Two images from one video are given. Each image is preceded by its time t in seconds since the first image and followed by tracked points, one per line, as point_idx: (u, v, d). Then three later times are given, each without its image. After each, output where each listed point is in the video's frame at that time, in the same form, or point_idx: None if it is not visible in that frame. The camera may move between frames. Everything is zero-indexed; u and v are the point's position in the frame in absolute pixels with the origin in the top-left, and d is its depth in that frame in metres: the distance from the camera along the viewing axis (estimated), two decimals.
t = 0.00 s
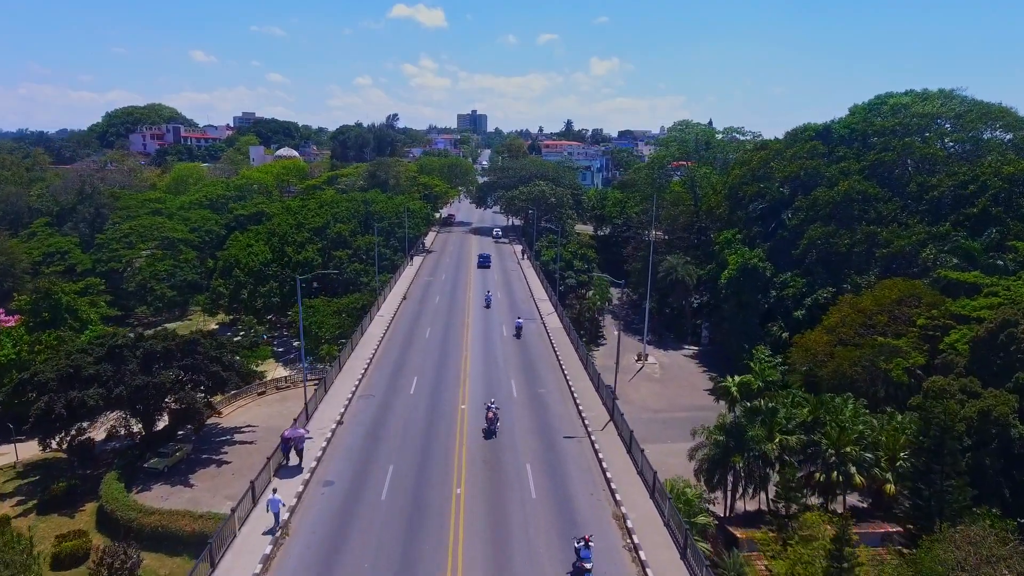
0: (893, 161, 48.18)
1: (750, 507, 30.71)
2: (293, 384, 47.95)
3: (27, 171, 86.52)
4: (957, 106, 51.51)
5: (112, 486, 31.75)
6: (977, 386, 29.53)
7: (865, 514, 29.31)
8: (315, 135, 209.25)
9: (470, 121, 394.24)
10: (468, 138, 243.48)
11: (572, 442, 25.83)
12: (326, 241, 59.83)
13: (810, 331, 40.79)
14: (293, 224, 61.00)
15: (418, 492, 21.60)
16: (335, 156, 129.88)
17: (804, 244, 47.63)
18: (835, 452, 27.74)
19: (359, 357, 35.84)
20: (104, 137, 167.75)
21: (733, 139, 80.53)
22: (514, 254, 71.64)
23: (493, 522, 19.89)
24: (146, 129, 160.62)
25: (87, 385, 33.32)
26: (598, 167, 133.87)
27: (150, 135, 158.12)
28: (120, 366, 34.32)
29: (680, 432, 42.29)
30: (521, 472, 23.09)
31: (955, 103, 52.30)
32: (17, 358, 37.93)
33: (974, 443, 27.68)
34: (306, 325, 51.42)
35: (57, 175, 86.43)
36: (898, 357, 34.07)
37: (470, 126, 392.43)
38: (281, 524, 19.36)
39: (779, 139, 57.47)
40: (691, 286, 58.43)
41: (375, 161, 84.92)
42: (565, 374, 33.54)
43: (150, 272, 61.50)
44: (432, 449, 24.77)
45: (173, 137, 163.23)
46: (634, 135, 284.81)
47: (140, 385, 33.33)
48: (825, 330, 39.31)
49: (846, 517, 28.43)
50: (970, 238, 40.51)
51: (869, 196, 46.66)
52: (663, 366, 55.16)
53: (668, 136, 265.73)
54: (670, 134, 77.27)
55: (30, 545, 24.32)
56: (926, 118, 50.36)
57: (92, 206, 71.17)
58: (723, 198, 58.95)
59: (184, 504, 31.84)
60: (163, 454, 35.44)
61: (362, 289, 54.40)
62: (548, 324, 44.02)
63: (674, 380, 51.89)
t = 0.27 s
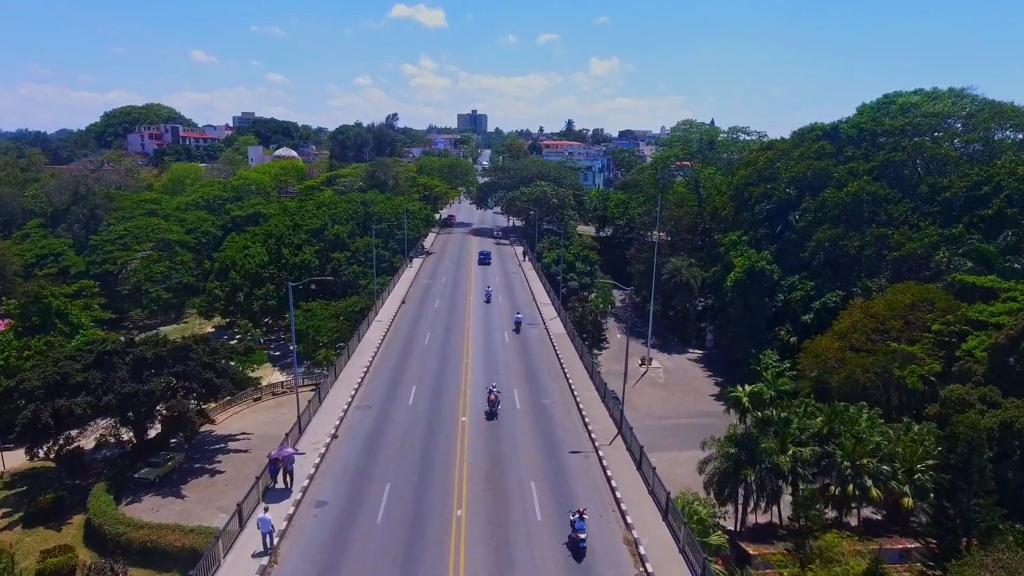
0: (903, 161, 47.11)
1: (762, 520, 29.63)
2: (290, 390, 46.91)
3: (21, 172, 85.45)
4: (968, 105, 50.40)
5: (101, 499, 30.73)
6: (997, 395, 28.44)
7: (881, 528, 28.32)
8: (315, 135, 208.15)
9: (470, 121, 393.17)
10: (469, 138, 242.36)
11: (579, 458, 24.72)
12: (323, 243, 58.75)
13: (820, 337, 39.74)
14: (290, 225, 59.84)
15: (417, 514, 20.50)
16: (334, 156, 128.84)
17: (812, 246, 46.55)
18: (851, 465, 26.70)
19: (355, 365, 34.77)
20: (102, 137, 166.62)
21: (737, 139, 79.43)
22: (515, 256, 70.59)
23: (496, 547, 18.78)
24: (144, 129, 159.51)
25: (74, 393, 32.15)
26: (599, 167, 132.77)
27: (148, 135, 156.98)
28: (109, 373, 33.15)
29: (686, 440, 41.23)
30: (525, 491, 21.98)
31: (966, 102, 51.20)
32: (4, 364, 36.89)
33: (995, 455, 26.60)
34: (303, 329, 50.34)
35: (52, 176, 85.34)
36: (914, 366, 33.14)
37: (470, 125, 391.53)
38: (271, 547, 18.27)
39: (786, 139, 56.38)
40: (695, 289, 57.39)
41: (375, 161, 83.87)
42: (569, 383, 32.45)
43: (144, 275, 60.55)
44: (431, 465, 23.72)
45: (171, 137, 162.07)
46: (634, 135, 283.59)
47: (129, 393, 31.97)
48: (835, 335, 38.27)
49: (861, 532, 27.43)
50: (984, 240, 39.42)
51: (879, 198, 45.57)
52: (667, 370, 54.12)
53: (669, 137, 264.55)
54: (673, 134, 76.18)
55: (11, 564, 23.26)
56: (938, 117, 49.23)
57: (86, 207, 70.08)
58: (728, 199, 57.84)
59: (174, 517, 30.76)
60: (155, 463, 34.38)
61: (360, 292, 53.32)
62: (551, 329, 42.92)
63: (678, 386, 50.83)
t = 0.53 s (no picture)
0: (914, 162, 46.00)
1: (773, 533, 28.54)
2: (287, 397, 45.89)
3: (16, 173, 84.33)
4: (981, 104, 49.24)
5: (87, 512, 29.61)
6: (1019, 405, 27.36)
7: (899, 545, 27.22)
8: (314, 135, 207.01)
9: (470, 121, 392.05)
10: (469, 138, 241.17)
11: (586, 475, 23.64)
12: (321, 245, 57.63)
13: (831, 342, 38.68)
14: (286, 226, 58.66)
15: (416, 537, 19.46)
16: (333, 156, 127.73)
17: (821, 249, 45.48)
18: (870, 478, 25.58)
19: (352, 374, 33.66)
20: (100, 137, 165.54)
21: (741, 138, 78.25)
22: (516, 257, 69.58)
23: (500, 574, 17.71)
24: (142, 129, 158.37)
25: (60, 402, 31.13)
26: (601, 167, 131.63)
27: (146, 135, 155.88)
28: (97, 381, 32.01)
29: (692, 448, 40.16)
30: (530, 512, 20.89)
31: (978, 101, 50.02)
32: None
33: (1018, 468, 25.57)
34: (300, 333, 49.24)
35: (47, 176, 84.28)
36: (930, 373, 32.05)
37: (470, 125, 390.45)
38: None
39: (793, 139, 55.27)
40: (700, 292, 56.35)
41: (374, 161, 82.77)
42: (574, 393, 31.31)
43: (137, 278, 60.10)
44: (430, 483, 22.60)
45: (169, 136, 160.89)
46: (635, 135, 282.35)
47: (118, 401, 31.09)
48: (847, 341, 37.20)
49: (879, 550, 26.38)
50: (1000, 243, 38.31)
51: (889, 199, 44.46)
52: (672, 375, 53.10)
53: (670, 136, 263.56)
54: (677, 134, 75.06)
55: None
56: (949, 116, 48.08)
57: (80, 208, 68.97)
58: (734, 200, 56.74)
59: (164, 530, 29.64)
60: (145, 474, 33.25)
61: (359, 295, 52.26)
62: (554, 334, 41.84)
63: (684, 391, 49.81)
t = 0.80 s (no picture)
0: (926, 162, 44.94)
1: (785, 548, 27.57)
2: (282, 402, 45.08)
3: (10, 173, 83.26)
4: (993, 103, 48.16)
5: (74, 526, 28.51)
6: None
7: (917, 563, 26.19)
8: (313, 135, 205.89)
9: (470, 121, 390.94)
10: (469, 139, 240.01)
11: (593, 494, 22.59)
12: (319, 246, 56.56)
13: (842, 348, 37.69)
14: (282, 228, 57.55)
15: (414, 564, 18.42)
16: (332, 156, 126.72)
17: (829, 251, 44.44)
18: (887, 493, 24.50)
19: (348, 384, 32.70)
20: (98, 136, 164.50)
21: (745, 138, 77.15)
22: (518, 259, 68.55)
23: None
24: (140, 129, 157.29)
25: (46, 411, 30.06)
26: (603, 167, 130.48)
27: (144, 135, 154.81)
28: (84, 390, 30.88)
29: (699, 456, 39.11)
30: (534, 536, 19.86)
31: (990, 100, 48.93)
32: None
33: None
34: (296, 337, 48.20)
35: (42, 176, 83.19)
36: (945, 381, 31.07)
37: (471, 125, 389.53)
38: None
39: (800, 139, 54.21)
40: (705, 294, 55.31)
41: (373, 161, 81.68)
42: (579, 404, 30.25)
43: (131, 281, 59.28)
44: (429, 503, 21.57)
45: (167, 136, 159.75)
46: (636, 135, 281.21)
47: (105, 410, 30.00)
48: (858, 346, 36.19)
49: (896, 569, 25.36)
50: (1015, 246, 37.27)
51: (900, 200, 43.41)
52: (676, 380, 52.07)
53: (671, 136, 262.48)
54: (681, 134, 74.02)
55: None
56: (960, 115, 46.99)
57: (74, 209, 67.89)
58: (739, 201, 55.68)
59: (153, 544, 28.55)
60: (134, 485, 32.06)
61: (357, 298, 51.22)
62: (557, 341, 40.79)
63: (689, 397, 48.77)
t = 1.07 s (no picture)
0: (938, 163, 43.86)
1: (800, 565, 26.61)
2: (278, 408, 44.24)
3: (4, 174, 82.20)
4: (1006, 102, 47.03)
5: (56, 543, 27.42)
6: None
7: None
8: (313, 135, 204.77)
9: (470, 121, 390.03)
10: (470, 139, 238.80)
11: (602, 515, 21.48)
12: (316, 248, 55.47)
13: (854, 354, 36.67)
14: (279, 229, 56.48)
15: None
16: (331, 156, 125.66)
17: (839, 254, 43.36)
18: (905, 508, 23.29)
19: (344, 394, 31.64)
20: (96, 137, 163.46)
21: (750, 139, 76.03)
22: (519, 261, 67.48)
23: None
24: (138, 129, 156.20)
25: (31, 421, 28.95)
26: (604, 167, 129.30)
27: (142, 135, 153.76)
28: (70, 399, 29.71)
29: (706, 464, 38.06)
30: (540, 562, 18.75)
31: (1003, 99, 47.81)
32: None
33: None
34: (293, 341, 47.12)
35: (36, 177, 82.07)
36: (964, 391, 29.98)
37: (471, 125, 388.61)
38: None
39: (807, 139, 53.12)
40: (710, 298, 54.22)
41: (372, 162, 80.61)
42: (585, 416, 29.17)
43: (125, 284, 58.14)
44: (428, 526, 20.46)
45: (165, 136, 158.66)
46: (637, 135, 280.08)
47: (92, 421, 28.84)
48: (871, 353, 35.16)
49: None
50: None
51: (912, 202, 42.30)
52: (681, 385, 51.00)
53: (672, 136, 261.24)
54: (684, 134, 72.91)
55: None
56: (974, 113, 45.73)
57: (68, 210, 66.80)
58: (745, 203, 54.58)
59: (141, 560, 27.44)
60: (123, 497, 30.87)
61: (355, 302, 50.15)
62: (560, 347, 39.68)
63: (694, 403, 47.70)
